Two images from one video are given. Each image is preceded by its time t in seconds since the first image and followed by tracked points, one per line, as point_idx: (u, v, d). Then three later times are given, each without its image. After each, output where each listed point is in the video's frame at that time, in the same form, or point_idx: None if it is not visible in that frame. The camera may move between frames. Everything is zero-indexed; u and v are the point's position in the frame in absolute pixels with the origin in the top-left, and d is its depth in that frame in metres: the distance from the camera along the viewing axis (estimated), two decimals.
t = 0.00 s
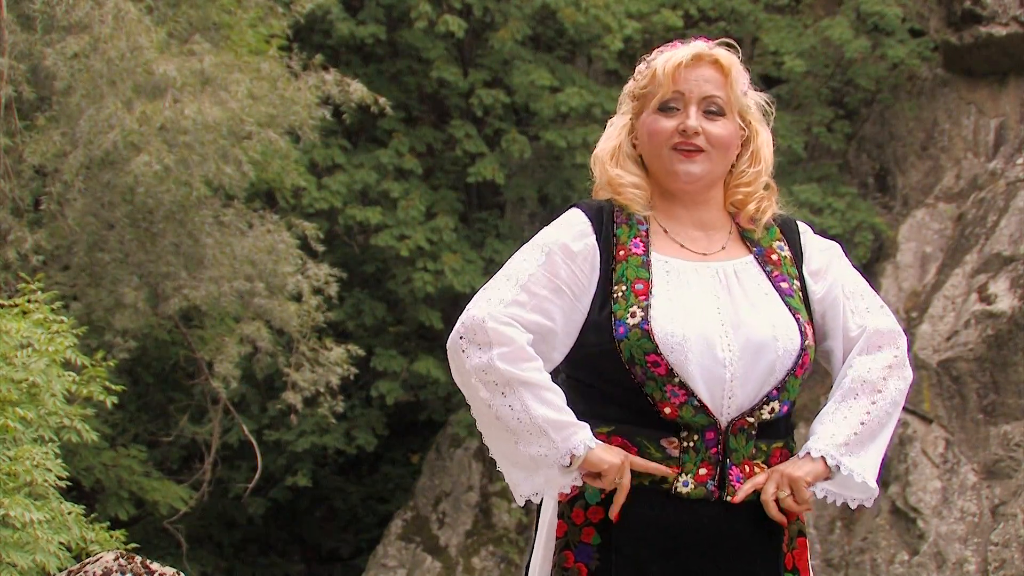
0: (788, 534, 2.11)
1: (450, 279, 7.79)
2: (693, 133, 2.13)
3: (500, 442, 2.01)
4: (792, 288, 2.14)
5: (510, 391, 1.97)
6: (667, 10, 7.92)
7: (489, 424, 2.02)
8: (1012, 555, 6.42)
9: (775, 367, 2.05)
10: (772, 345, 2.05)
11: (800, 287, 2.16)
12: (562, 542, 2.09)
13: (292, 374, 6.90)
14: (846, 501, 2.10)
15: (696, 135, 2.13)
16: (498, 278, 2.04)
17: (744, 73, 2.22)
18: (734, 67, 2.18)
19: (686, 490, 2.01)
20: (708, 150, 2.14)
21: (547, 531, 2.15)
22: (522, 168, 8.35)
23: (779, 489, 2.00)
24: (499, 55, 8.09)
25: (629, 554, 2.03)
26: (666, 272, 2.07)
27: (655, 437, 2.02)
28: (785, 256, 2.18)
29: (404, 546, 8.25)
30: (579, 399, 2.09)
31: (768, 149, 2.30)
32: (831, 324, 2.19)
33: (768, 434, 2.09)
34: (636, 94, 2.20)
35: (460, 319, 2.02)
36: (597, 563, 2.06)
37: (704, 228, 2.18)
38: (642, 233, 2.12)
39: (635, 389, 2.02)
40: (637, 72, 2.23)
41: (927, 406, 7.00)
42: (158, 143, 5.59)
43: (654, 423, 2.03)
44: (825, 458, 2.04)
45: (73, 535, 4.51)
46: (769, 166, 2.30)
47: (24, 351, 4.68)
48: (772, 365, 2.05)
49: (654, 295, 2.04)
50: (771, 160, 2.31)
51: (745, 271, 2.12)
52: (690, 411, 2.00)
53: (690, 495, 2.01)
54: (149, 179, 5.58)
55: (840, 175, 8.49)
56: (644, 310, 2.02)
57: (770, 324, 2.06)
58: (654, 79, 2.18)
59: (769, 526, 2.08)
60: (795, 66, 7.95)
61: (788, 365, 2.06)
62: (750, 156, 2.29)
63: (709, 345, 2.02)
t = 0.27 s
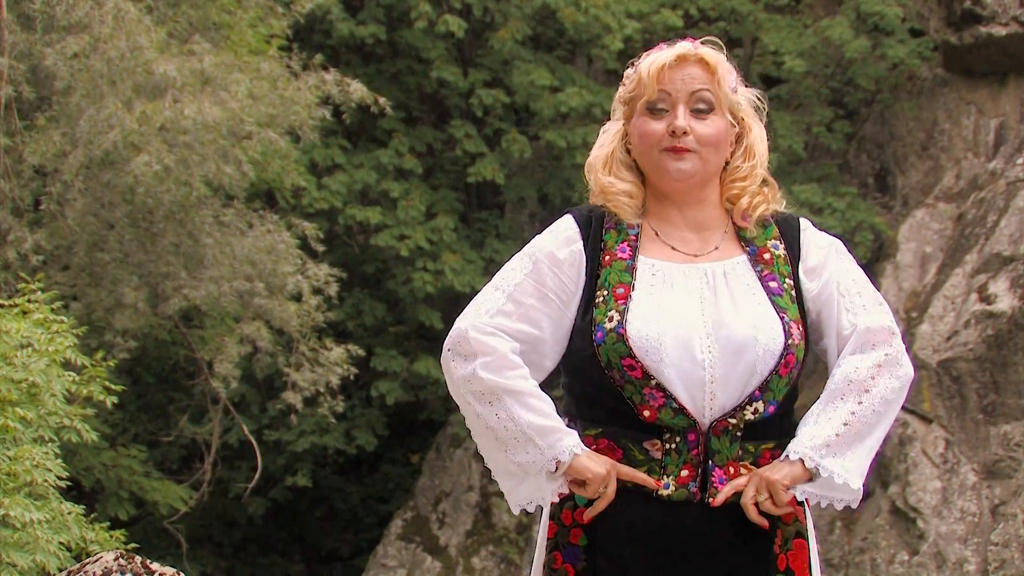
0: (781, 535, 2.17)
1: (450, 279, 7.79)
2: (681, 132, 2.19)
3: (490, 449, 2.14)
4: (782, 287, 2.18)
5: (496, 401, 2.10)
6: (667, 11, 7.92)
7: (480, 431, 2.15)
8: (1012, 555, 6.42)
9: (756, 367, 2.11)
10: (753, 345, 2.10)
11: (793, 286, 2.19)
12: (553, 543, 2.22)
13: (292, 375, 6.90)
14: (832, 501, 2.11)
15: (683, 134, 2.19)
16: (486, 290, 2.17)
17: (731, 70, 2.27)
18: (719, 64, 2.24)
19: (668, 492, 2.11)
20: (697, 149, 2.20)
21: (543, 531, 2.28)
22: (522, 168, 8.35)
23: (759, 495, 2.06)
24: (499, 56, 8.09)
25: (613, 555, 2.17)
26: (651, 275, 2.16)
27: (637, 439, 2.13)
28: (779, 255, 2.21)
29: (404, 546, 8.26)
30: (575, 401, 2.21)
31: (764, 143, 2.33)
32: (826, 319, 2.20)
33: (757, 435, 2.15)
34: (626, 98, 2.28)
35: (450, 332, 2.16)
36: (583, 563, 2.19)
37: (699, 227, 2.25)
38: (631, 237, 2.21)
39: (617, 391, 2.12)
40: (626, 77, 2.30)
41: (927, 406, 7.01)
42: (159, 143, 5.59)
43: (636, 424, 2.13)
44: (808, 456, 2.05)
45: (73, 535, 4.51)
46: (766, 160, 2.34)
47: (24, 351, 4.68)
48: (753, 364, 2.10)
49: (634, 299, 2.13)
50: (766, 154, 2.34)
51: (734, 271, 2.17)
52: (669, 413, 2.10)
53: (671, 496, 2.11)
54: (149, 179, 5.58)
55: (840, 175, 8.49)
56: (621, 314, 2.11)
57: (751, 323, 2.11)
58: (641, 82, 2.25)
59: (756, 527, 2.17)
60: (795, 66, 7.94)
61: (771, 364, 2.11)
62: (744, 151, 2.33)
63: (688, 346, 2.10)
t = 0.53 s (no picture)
0: (777, 533, 2.20)
1: (450, 279, 7.79)
2: (675, 134, 2.21)
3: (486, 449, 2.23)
4: (776, 283, 2.19)
5: (488, 400, 2.19)
6: (667, 10, 7.92)
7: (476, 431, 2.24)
8: (1012, 555, 6.43)
9: (744, 364, 2.13)
10: (742, 342, 2.13)
11: (789, 282, 2.20)
12: (549, 541, 2.29)
13: (292, 375, 6.90)
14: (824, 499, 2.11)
15: (678, 136, 2.21)
16: (484, 292, 2.26)
17: (727, 67, 2.27)
18: (714, 63, 2.24)
19: (659, 490, 2.16)
20: (692, 150, 2.22)
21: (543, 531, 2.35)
22: (522, 168, 8.35)
23: (748, 492, 2.08)
24: (499, 56, 8.09)
25: (606, 554, 2.22)
26: (644, 274, 2.21)
27: (629, 437, 2.18)
28: (775, 252, 2.23)
29: (404, 545, 8.26)
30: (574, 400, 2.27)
31: (763, 139, 2.34)
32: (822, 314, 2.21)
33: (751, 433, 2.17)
34: (623, 99, 2.30)
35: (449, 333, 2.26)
36: (577, 562, 2.25)
37: (697, 227, 2.28)
38: (626, 237, 2.26)
39: (607, 389, 2.18)
40: (623, 78, 2.32)
41: (927, 405, 7.01)
42: (159, 143, 5.59)
43: (628, 423, 2.18)
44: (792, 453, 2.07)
45: (73, 535, 4.52)
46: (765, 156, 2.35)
47: (24, 352, 4.68)
48: (742, 361, 2.13)
49: (623, 299, 2.18)
50: (766, 151, 2.34)
51: (729, 269, 2.20)
52: (658, 411, 2.14)
53: (661, 494, 2.16)
54: (149, 179, 5.58)
55: (840, 175, 8.48)
56: (609, 313, 2.16)
57: (739, 319, 2.14)
58: (636, 84, 2.27)
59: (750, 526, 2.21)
60: (795, 66, 7.94)
61: (760, 361, 2.13)
62: (743, 149, 2.34)
63: (676, 344, 2.14)
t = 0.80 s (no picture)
0: (785, 533, 2.20)
1: (450, 279, 7.79)
2: (672, 134, 2.21)
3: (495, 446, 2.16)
4: (784, 284, 2.20)
5: (501, 398, 2.12)
6: (667, 10, 7.91)
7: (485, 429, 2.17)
8: (1012, 556, 6.48)
9: (759, 365, 2.13)
10: (756, 342, 2.12)
11: (795, 282, 2.22)
12: (555, 541, 2.27)
13: (292, 375, 6.90)
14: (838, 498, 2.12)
15: (674, 136, 2.21)
16: (490, 289, 2.19)
17: (724, 66, 2.27)
18: (710, 63, 2.24)
19: (672, 489, 2.14)
20: (688, 149, 2.22)
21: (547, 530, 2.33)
22: (522, 168, 8.36)
23: (763, 492, 2.08)
24: (499, 56, 8.10)
25: (615, 554, 2.20)
26: (654, 273, 2.19)
27: (642, 437, 2.16)
28: (781, 253, 2.24)
29: (404, 546, 8.26)
30: (579, 399, 2.24)
31: (763, 138, 2.34)
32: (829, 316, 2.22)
33: (761, 432, 2.18)
34: (622, 101, 2.31)
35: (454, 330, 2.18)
36: (585, 561, 2.23)
37: (699, 226, 2.28)
38: (632, 236, 2.23)
39: (620, 389, 2.15)
40: (622, 78, 2.33)
41: (927, 405, 7.00)
42: (159, 143, 5.59)
43: (641, 422, 2.16)
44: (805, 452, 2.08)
45: (73, 535, 4.52)
46: (766, 156, 2.35)
47: (24, 351, 4.68)
48: (756, 362, 2.13)
49: (636, 297, 2.15)
50: (765, 149, 2.34)
51: (736, 268, 2.20)
52: (673, 410, 2.13)
53: (675, 494, 2.14)
54: (149, 179, 5.58)
55: (840, 175, 8.48)
56: (624, 312, 2.14)
57: (752, 319, 2.14)
58: (633, 86, 2.27)
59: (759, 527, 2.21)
60: (795, 66, 7.93)
61: (774, 361, 2.13)
62: (743, 149, 2.34)
63: (690, 343, 2.13)
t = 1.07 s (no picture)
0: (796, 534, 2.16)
1: (450, 279, 7.79)
2: (678, 136, 2.16)
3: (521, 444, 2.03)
4: (796, 290, 2.18)
5: (532, 397, 1.98)
6: (667, 10, 7.91)
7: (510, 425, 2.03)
8: (1012, 556, 6.50)
9: (783, 371, 2.09)
10: (781, 348, 2.09)
11: (803, 289, 2.20)
12: (571, 543, 2.13)
13: (292, 375, 6.90)
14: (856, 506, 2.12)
15: (680, 138, 2.16)
16: (512, 285, 2.06)
17: (730, 69, 2.23)
18: (716, 66, 2.20)
19: (700, 492, 2.05)
20: (694, 152, 2.17)
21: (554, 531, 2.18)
22: (522, 167, 8.35)
23: (795, 495, 2.03)
24: (499, 56, 8.10)
25: (639, 554, 2.07)
26: (672, 274, 2.11)
27: (666, 440, 2.05)
28: (788, 258, 2.22)
29: (404, 546, 8.25)
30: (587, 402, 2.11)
31: (766, 142, 2.31)
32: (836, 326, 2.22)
33: (775, 434, 2.13)
34: (625, 101, 2.25)
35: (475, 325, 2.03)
36: (607, 564, 2.09)
37: (704, 229, 2.23)
38: (646, 236, 2.15)
39: (645, 391, 2.05)
40: (625, 78, 2.27)
41: (927, 405, 7.00)
42: (159, 143, 5.59)
43: (665, 425, 2.06)
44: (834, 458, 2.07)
45: (73, 535, 4.52)
46: (769, 159, 2.31)
47: (24, 351, 4.68)
48: (781, 368, 2.09)
49: (662, 298, 2.07)
50: (768, 154, 2.31)
51: (750, 272, 2.16)
52: (701, 413, 2.04)
53: (702, 497, 2.05)
54: (149, 179, 5.58)
55: (840, 175, 8.48)
56: (654, 314, 2.05)
57: (777, 324, 2.10)
58: (638, 86, 2.21)
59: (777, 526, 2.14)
60: (795, 66, 7.94)
61: (797, 368, 2.10)
62: (745, 153, 2.30)
63: (718, 346, 2.06)
